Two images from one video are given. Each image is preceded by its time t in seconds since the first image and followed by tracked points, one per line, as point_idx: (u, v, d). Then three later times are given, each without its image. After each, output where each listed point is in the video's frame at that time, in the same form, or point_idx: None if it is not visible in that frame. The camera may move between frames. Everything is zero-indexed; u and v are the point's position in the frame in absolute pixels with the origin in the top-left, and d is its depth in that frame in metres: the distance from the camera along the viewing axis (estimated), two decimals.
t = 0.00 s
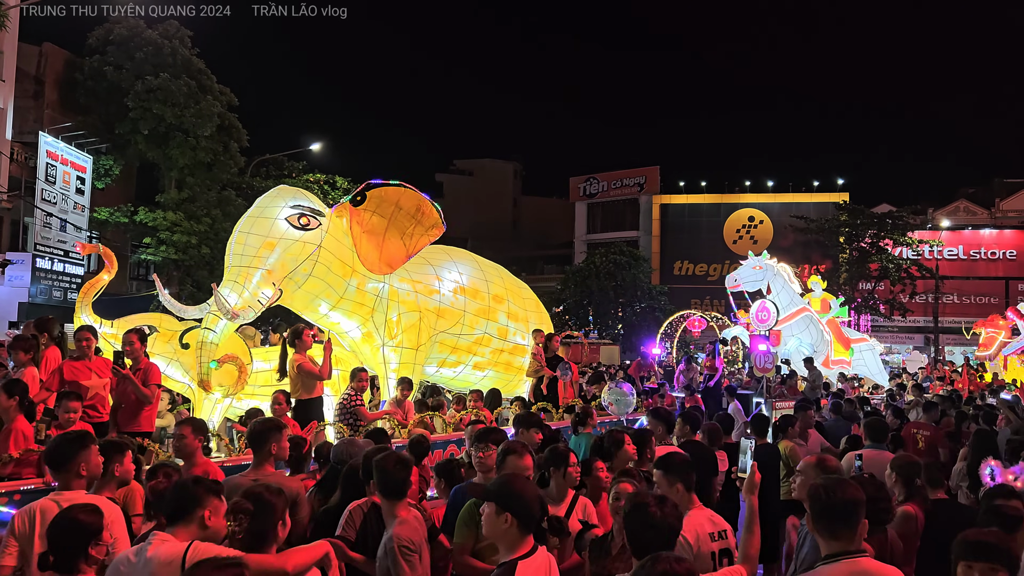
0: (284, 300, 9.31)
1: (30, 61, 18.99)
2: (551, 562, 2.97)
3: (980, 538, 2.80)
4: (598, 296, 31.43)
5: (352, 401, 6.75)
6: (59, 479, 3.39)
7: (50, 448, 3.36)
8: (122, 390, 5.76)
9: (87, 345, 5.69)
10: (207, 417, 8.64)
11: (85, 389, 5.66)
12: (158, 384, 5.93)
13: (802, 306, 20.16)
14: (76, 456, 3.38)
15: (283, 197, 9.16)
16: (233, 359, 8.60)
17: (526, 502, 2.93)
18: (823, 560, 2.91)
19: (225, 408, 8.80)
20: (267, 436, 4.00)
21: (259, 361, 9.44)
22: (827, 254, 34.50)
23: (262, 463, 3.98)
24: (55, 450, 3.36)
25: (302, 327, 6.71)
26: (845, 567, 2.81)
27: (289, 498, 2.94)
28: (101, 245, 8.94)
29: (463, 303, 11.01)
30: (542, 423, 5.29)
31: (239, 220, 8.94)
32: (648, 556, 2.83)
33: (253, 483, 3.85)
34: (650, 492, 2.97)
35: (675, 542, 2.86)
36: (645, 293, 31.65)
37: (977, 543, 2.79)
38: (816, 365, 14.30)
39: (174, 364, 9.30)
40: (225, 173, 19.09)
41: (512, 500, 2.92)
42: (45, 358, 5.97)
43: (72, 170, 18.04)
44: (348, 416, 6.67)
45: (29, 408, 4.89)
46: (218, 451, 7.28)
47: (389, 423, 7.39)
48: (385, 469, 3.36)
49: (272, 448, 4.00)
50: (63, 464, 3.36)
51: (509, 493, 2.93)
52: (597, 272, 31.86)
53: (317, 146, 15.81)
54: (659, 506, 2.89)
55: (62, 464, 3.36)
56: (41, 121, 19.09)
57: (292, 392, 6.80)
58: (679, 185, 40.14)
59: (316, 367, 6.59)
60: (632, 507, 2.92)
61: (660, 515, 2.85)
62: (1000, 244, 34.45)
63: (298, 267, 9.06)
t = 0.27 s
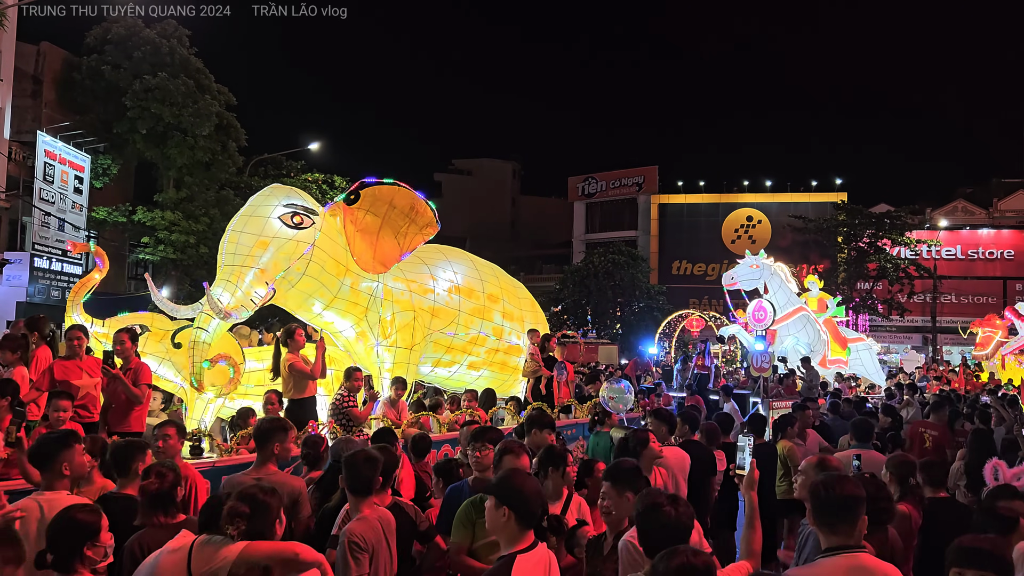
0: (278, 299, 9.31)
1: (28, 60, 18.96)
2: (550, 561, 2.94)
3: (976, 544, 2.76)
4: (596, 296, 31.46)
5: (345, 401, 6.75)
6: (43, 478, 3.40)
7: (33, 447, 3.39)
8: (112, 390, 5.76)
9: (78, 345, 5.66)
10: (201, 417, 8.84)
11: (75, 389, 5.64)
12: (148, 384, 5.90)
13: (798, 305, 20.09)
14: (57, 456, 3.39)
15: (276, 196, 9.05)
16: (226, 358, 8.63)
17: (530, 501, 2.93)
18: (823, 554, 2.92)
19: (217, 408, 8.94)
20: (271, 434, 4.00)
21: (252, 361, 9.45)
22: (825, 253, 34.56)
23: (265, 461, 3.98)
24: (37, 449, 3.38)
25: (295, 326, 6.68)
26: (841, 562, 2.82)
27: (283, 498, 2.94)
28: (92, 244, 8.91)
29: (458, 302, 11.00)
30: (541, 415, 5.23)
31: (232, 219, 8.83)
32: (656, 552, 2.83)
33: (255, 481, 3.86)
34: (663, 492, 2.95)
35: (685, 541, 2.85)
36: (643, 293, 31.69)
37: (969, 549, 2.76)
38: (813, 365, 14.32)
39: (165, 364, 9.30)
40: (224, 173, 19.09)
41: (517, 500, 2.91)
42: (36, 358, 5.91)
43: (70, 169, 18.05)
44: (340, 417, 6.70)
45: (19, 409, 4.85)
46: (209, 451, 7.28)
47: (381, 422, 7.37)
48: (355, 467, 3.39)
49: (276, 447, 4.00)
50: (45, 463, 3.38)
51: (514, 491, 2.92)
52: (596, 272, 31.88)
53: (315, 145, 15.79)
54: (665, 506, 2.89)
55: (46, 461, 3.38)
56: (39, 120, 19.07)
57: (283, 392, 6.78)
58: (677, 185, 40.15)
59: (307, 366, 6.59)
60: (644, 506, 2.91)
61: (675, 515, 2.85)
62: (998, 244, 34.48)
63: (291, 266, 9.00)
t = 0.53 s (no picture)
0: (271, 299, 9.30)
1: (25, 59, 18.91)
2: (547, 559, 2.95)
3: (951, 544, 2.61)
4: (594, 295, 31.45)
5: (338, 401, 6.75)
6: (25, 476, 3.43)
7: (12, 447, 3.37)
8: (101, 390, 5.77)
9: (68, 344, 5.63)
10: (192, 417, 8.71)
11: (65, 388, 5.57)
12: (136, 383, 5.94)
13: (795, 304, 20.09)
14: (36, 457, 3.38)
15: (269, 194, 9.03)
16: (217, 358, 8.58)
17: (531, 502, 2.91)
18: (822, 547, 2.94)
19: (209, 407, 8.81)
20: (273, 432, 4.00)
21: (244, 360, 9.42)
22: (822, 253, 34.59)
23: (265, 460, 3.96)
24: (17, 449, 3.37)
25: (287, 325, 6.67)
26: (838, 558, 2.83)
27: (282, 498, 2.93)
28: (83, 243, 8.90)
29: (453, 302, 10.99)
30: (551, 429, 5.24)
31: (223, 218, 8.79)
32: (665, 550, 2.82)
33: (254, 480, 3.84)
34: (676, 488, 2.94)
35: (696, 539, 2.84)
36: (641, 292, 31.72)
37: (944, 549, 2.60)
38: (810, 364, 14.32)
39: (157, 363, 9.27)
40: (222, 172, 19.07)
41: (517, 501, 2.90)
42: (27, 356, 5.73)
43: (67, 168, 18.01)
44: (332, 416, 6.69)
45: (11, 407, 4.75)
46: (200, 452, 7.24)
47: (374, 424, 7.32)
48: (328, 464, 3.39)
49: (278, 445, 4.00)
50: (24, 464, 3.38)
51: (513, 493, 2.90)
52: (594, 271, 31.88)
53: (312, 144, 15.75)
54: (670, 503, 2.87)
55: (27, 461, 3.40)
56: (36, 119, 19.01)
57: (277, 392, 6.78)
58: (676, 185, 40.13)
59: (299, 366, 6.59)
60: (657, 505, 2.89)
61: (687, 513, 2.83)
62: (995, 243, 34.51)
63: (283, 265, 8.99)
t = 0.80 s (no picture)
0: (263, 297, 9.26)
1: (21, 57, 18.84)
2: (535, 560, 2.95)
3: (934, 546, 2.59)
4: (591, 294, 31.43)
5: (331, 400, 6.76)
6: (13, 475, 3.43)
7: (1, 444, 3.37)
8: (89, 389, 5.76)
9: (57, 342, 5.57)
10: (183, 416, 8.60)
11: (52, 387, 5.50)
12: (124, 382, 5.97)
13: (790, 303, 20.09)
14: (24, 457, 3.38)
15: (261, 192, 9.04)
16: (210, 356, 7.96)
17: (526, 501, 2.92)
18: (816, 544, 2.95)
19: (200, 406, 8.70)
20: (269, 431, 3.98)
21: (236, 359, 9.42)
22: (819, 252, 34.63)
23: (262, 458, 3.96)
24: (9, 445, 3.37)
25: (281, 324, 6.65)
26: (833, 554, 2.85)
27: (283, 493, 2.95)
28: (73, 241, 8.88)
29: (446, 300, 10.98)
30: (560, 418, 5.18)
31: (215, 215, 8.80)
32: (658, 549, 2.83)
33: (251, 479, 3.86)
34: (671, 487, 2.96)
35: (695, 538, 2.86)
36: (638, 292, 31.71)
37: (925, 550, 2.58)
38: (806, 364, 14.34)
39: (148, 362, 9.19)
40: (218, 171, 19.04)
41: (511, 500, 2.90)
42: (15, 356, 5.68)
43: (63, 167, 17.96)
44: (326, 415, 6.71)
45: None
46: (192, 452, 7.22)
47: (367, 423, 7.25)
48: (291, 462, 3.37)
49: (274, 442, 3.98)
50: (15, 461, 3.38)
51: (507, 492, 2.91)
52: (591, 270, 31.88)
53: (309, 143, 15.72)
54: (671, 502, 2.89)
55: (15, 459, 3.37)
56: (32, 118, 18.95)
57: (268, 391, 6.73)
58: (673, 184, 40.14)
59: (292, 365, 6.58)
60: (655, 503, 2.90)
61: (686, 510, 2.85)
62: (991, 243, 34.59)
63: (275, 263, 9.01)
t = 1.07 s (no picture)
0: (253, 295, 9.24)
1: (16, 55, 18.78)
2: (526, 560, 2.91)
3: (921, 553, 2.50)
4: (587, 293, 31.43)
5: (322, 399, 6.73)
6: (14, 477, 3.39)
7: None
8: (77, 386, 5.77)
9: (44, 341, 5.60)
10: (173, 415, 8.73)
11: (41, 386, 5.47)
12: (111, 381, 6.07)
13: (785, 302, 20.09)
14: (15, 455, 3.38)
15: (252, 189, 9.08)
16: (198, 355, 8.45)
17: (508, 500, 2.93)
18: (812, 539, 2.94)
19: (191, 405, 8.82)
20: (262, 427, 4.02)
21: (226, 357, 9.40)
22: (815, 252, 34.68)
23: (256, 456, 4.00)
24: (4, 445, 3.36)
25: (274, 322, 6.63)
26: (822, 552, 2.84)
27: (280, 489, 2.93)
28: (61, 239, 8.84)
29: (439, 299, 10.97)
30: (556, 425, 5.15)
31: (206, 213, 8.82)
32: (639, 546, 2.84)
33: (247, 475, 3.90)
34: (647, 484, 2.98)
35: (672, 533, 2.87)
36: (634, 291, 31.74)
37: (911, 555, 2.50)
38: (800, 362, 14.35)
39: (137, 360, 9.19)
40: (213, 169, 19.00)
41: (493, 499, 2.91)
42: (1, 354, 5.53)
43: (58, 165, 17.91)
44: (318, 414, 6.68)
45: None
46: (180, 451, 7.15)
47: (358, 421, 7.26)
48: (262, 463, 3.48)
49: (265, 439, 4.02)
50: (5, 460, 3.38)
51: (490, 492, 2.93)
52: (587, 269, 31.86)
53: (305, 141, 15.67)
54: (645, 499, 2.89)
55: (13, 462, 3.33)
56: (27, 115, 18.87)
57: (259, 389, 6.71)
58: (669, 182, 40.14)
59: (284, 364, 6.55)
60: (631, 500, 2.91)
61: (659, 506, 2.86)
62: (986, 242, 34.68)
63: (265, 261, 9.00)
